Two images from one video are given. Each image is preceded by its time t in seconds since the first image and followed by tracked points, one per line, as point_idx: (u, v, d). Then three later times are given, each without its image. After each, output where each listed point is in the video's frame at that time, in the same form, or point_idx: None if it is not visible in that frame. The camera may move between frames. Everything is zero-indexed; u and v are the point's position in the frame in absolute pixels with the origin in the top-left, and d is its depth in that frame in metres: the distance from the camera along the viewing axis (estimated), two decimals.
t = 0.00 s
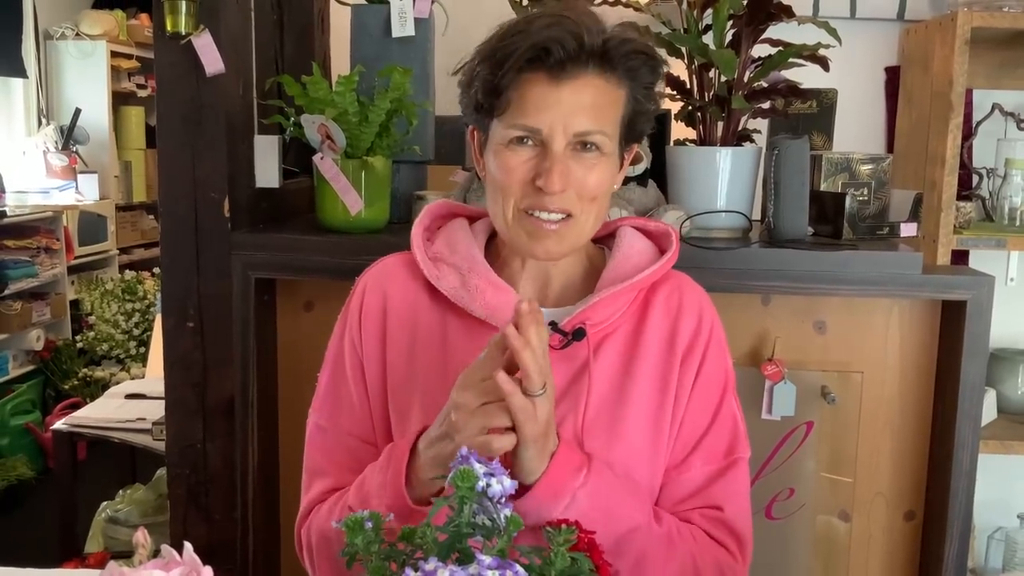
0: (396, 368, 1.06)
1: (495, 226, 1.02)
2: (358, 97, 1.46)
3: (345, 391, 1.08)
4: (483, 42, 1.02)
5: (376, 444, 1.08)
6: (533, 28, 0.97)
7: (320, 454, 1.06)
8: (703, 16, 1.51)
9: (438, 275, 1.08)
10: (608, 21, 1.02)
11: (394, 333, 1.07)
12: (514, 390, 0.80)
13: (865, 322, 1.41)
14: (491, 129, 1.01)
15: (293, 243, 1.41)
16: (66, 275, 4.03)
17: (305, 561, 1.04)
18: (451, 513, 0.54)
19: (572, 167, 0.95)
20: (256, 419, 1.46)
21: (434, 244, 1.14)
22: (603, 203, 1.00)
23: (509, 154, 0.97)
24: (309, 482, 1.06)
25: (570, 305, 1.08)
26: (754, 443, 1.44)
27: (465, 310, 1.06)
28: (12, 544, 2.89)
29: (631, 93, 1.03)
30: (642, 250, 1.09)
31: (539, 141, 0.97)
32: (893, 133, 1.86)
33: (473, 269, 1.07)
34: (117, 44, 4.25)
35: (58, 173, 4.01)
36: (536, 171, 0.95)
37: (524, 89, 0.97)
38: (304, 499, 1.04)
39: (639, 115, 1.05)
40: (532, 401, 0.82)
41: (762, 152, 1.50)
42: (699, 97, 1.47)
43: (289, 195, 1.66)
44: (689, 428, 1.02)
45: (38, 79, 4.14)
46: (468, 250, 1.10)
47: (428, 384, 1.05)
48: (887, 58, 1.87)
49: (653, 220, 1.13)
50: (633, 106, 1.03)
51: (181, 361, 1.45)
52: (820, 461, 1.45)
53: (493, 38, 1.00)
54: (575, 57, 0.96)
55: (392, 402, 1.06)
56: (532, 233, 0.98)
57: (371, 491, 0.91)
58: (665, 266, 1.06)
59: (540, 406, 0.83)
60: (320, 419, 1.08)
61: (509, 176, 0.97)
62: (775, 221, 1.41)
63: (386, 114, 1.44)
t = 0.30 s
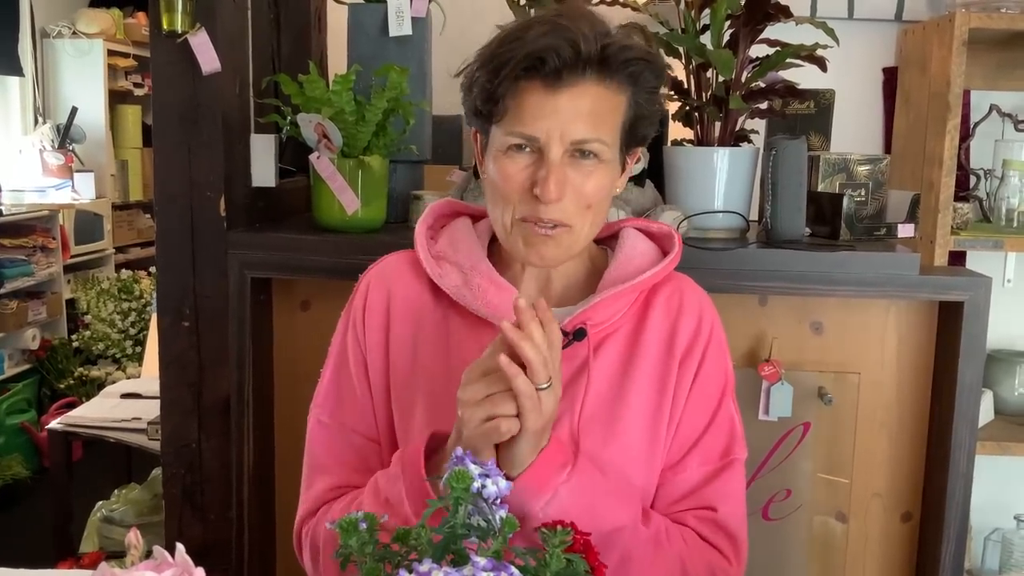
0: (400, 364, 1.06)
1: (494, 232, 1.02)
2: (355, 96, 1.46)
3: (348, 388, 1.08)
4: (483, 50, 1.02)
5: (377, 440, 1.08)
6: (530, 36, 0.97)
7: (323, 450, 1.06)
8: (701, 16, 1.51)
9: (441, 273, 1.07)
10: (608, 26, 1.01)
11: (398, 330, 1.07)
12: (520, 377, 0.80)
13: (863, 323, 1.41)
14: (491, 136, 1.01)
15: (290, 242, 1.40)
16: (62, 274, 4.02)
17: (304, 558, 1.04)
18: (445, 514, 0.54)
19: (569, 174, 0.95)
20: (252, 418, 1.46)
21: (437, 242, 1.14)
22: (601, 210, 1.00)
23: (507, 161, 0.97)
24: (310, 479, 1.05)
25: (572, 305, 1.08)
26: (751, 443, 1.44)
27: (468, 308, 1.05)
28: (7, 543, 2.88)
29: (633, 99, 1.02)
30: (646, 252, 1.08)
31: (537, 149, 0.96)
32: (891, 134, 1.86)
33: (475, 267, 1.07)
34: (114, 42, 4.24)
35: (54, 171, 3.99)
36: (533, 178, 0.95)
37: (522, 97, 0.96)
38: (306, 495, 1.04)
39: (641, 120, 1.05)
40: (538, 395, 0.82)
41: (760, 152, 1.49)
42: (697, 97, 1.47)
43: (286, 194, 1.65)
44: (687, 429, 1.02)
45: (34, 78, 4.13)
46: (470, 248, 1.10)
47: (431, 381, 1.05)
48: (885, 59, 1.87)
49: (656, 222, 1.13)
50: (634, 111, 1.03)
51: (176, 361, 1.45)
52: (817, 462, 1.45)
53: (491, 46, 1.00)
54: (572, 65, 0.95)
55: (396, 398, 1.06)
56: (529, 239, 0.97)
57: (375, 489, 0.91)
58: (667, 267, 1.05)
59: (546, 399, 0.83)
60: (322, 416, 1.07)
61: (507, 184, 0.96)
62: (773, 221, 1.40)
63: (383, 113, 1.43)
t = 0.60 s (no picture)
0: (410, 364, 1.06)
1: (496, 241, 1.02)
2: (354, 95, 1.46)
3: (358, 387, 1.07)
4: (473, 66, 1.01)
5: (387, 439, 1.08)
6: (512, 56, 0.96)
7: (332, 448, 1.06)
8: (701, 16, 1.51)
9: (452, 275, 1.07)
10: (598, 37, 1.00)
11: (409, 330, 1.07)
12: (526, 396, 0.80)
13: (864, 324, 1.41)
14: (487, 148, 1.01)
15: (288, 242, 1.40)
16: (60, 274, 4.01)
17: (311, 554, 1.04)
18: (446, 515, 0.54)
19: (556, 192, 0.94)
20: (250, 418, 1.46)
21: (448, 245, 1.13)
22: (597, 222, 0.99)
23: (497, 177, 0.97)
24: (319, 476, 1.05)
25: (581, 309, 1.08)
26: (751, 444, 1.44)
27: (478, 311, 1.05)
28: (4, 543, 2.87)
29: (627, 113, 1.01)
30: (656, 255, 1.08)
31: (525, 165, 0.96)
32: (890, 134, 1.86)
33: (486, 271, 1.06)
34: (112, 42, 4.24)
35: (52, 171, 3.98)
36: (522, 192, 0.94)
37: (505, 116, 0.96)
38: (314, 493, 1.04)
39: (640, 127, 1.03)
40: (543, 412, 0.82)
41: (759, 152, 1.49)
42: (697, 97, 1.47)
43: (284, 194, 1.65)
44: (695, 432, 1.02)
45: (32, 78, 4.13)
46: (481, 251, 1.09)
47: (441, 382, 1.05)
48: (885, 60, 1.87)
49: (667, 225, 1.13)
50: (629, 121, 1.01)
51: (175, 360, 1.44)
52: (816, 463, 1.44)
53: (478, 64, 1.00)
54: (553, 84, 0.94)
55: (406, 398, 1.06)
56: (525, 253, 0.97)
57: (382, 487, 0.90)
58: (677, 271, 1.05)
59: (551, 417, 0.83)
60: (332, 414, 1.07)
61: (498, 198, 0.97)
62: (773, 222, 1.40)
63: (383, 112, 1.43)
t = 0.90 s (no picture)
0: (416, 366, 1.06)
1: (499, 244, 1.03)
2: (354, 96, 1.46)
3: (365, 388, 1.07)
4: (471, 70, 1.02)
5: (392, 440, 1.08)
6: (501, 61, 0.97)
7: (339, 449, 1.06)
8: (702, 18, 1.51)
9: (458, 278, 1.07)
10: (591, 37, 0.99)
11: (416, 332, 1.07)
12: (517, 401, 0.80)
13: (865, 326, 1.41)
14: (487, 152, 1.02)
15: (288, 243, 1.40)
16: (58, 274, 4.01)
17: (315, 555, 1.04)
18: (447, 517, 0.54)
19: (550, 194, 0.94)
20: (249, 419, 1.45)
21: (457, 248, 1.13)
22: (597, 224, 0.98)
23: (494, 180, 0.97)
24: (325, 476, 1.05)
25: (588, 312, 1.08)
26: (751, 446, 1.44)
27: (484, 314, 1.05)
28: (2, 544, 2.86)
29: (625, 110, 1.00)
30: (664, 260, 1.08)
31: (519, 168, 0.96)
32: (890, 137, 1.87)
33: (492, 274, 1.06)
34: (111, 42, 4.23)
35: (50, 171, 3.97)
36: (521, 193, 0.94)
37: (498, 120, 0.96)
38: (320, 493, 1.04)
39: (642, 126, 1.02)
40: (537, 416, 0.82)
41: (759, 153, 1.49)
42: (697, 99, 1.47)
43: (284, 195, 1.65)
44: (702, 438, 1.02)
45: (31, 78, 4.13)
46: (488, 254, 1.09)
47: (446, 382, 1.05)
48: (885, 62, 1.87)
49: (677, 230, 1.13)
50: (627, 122, 1.00)
51: (174, 361, 1.44)
52: (815, 465, 1.44)
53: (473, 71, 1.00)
54: (543, 86, 0.94)
55: (412, 400, 1.05)
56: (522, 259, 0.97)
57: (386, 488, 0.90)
58: (685, 275, 1.05)
59: (546, 421, 0.83)
60: (339, 415, 1.07)
61: (494, 201, 0.97)
62: (773, 224, 1.40)
63: (383, 113, 1.43)
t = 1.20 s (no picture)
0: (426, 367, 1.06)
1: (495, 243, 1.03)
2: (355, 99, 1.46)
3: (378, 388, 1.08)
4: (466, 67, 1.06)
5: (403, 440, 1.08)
6: (472, 67, 1.00)
7: (352, 448, 1.08)
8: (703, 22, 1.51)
9: (469, 281, 1.07)
10: (572, 35, 0.99)
11: (427, 334, 1.07)
12: (504, 399, 0.82)
13: (866, 330, 1.41)
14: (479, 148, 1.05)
15: (289, 245, 1.40)
16: (58, 277, 4.01)
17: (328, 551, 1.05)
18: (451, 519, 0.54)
19: (522, 194, 0.95)
20: (250, 422, 1.45)
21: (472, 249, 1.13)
22: (586, 223, 0.98)
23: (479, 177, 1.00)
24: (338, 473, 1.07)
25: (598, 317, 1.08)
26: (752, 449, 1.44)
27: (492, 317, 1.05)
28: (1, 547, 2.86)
29: (608, 104, 0.99)
30: (678, 266, 1.08)
31: (497, 165, 0.98)
32: (891, 140, 1.87)
33: (502, 277, 1.06)
34: (112, 45, 4.23)
35: (51, 174, 3.99)
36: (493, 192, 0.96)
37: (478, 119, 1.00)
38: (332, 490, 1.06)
39: (638, 122, 1.02)
40: (528, 415, 0.84)
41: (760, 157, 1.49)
42: (698, 102, 1.47)
43: (286, 198, 1.65)
44: (710, 448, 1.01)
45: (33, 81, 4.15)
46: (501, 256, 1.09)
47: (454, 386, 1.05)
48: (885, 66, 1.88)
49: (694, 235, 1.13)
50: (612, 120, 0.99)
51: (175, 364, 1.44)
52: (816, 468, 1.44)
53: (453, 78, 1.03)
54: (506, 88, 0.96)
55: (421, 401, 1.06)
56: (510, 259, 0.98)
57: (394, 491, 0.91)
58: (699, 283, 1.05)
59: (540, 419, 0.85)
60: (353, 414, 1.09)
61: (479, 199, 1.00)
62: (774, 227, 1.40)
63: (384, 117, 1.43)
